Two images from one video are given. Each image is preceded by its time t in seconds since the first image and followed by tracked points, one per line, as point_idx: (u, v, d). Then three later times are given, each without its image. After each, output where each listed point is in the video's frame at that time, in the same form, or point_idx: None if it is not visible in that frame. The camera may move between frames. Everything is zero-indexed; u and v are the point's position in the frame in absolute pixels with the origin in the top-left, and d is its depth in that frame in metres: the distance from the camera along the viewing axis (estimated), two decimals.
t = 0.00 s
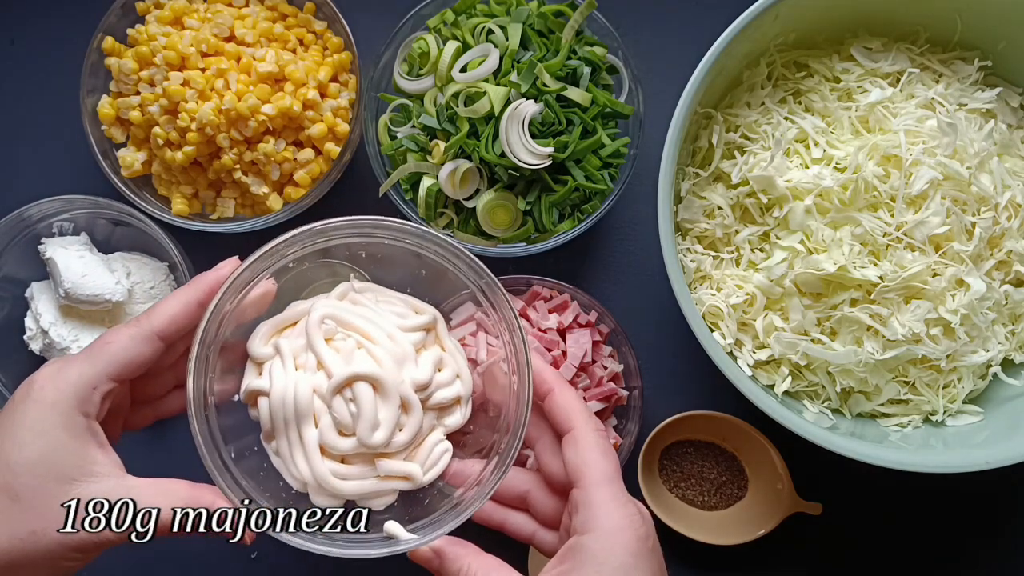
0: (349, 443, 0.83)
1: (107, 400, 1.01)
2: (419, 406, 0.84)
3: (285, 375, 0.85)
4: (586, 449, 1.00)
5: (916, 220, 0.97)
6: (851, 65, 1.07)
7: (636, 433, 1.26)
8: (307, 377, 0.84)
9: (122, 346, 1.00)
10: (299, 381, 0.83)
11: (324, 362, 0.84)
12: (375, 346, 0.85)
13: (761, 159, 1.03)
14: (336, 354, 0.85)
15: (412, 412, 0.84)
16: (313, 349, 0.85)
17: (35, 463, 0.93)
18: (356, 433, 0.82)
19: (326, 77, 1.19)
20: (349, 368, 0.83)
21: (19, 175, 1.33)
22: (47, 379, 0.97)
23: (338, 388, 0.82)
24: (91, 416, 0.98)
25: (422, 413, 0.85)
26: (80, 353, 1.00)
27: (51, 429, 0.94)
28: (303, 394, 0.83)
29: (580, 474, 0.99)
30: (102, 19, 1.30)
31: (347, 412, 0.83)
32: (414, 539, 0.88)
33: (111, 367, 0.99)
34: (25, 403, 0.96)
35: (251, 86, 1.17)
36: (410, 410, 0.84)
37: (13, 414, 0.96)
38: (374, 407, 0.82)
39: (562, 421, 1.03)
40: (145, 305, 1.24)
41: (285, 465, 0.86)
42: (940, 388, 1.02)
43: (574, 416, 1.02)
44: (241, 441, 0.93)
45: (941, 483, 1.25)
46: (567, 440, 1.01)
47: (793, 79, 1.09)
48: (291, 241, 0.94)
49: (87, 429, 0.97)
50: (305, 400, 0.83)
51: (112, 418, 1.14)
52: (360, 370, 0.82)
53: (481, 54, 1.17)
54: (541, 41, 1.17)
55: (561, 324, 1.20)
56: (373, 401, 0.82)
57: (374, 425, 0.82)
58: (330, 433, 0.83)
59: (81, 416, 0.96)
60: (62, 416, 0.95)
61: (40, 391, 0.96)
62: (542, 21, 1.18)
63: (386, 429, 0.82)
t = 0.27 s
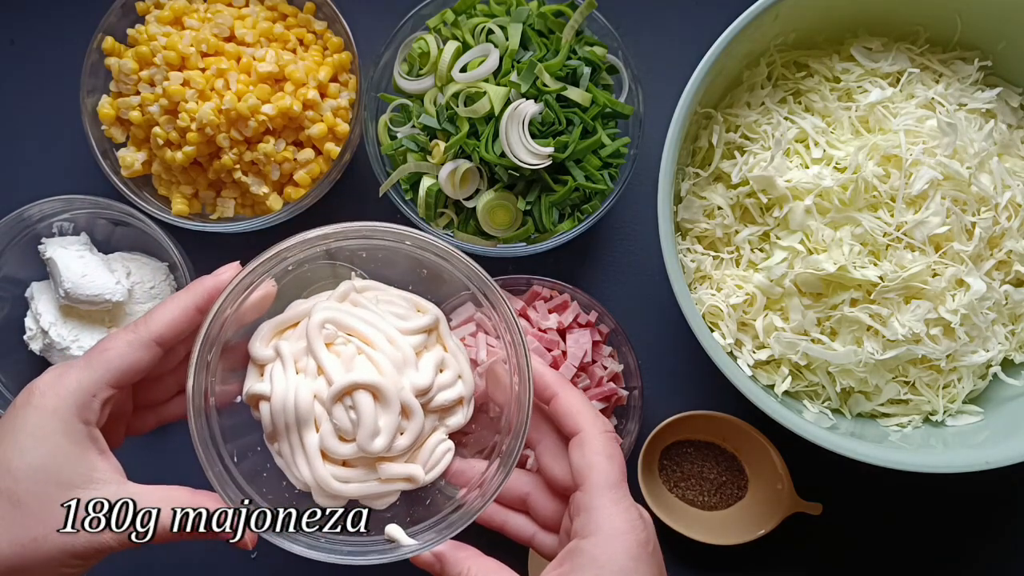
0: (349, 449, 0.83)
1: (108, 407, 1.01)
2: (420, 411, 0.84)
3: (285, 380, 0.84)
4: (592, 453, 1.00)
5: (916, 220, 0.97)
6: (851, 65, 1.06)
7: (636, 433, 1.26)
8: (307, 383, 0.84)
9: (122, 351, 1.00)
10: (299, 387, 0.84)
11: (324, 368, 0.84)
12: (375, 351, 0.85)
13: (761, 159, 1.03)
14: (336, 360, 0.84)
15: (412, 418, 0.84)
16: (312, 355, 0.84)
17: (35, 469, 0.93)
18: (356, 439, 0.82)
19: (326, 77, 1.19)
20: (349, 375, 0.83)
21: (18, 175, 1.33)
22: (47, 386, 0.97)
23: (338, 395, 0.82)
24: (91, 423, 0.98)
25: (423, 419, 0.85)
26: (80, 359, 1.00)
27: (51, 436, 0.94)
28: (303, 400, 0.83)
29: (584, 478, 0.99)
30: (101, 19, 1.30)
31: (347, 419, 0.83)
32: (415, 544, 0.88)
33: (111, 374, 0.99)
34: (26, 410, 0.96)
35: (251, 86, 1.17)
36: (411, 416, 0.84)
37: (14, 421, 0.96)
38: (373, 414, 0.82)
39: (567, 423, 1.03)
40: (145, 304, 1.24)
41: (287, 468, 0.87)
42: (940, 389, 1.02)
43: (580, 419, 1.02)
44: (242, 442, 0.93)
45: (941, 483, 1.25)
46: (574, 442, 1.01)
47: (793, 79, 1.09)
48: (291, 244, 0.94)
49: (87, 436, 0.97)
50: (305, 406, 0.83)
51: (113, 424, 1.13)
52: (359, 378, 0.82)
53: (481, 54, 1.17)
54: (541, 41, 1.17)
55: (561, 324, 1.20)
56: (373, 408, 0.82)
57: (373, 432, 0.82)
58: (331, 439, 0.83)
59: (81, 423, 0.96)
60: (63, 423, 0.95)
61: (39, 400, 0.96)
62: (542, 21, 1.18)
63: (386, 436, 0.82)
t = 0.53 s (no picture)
0: (348, 450, 0.83)
1: (105, 407, 1.02)
2: (418, 412, 0.84)
3: (284, 381, 0.84)
4: (590, 454, 0.99)
5: (916, 220, 0.97)
6: (851, 65, 1.07)
7: (636, 433, 1.25)
8: (306, 383, 0.84)
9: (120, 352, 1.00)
10: (298, 387, 0.83)
11: (322, 368, 0.83)
12: (373, 351, 0.85)
13: (761, 159, 1.03)
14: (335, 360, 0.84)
15: (410, 418, 0.84)
16: (311, 355, 0.84)
17: (33, 471, 0.93)
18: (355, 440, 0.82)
19: (326, 77, 1.19)
20: (347, 375, 0.82)
21: (18, 175, 1.33)
22: (45, 387, 0.97)
23: (336, 395, 0.82)
24: (89, 424, 0.98)
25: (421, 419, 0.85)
26: (78, 361, 1.00)
27: (49, 439, 0.94)
28: (301, 401, 0.83)
29: (582, 479, 0.99)
30: (101, 19, 1.30)
31: (346, 419, 0.83)
32: (414, 545, 0.88)
33: (108, 375, 0.99)
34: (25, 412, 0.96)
35: (251, 86, 1.17)
36: (409, 416, 0.84)
37: (11, 422, 0.96)
38: (372, 415, 0.82)
39: (566, 424, 1.03)
40: (145, 304, 1.24)
41: (285, 468, 0.87)
42: (940, 389, 1.02)
43: (579, 420, 1.02)
44: (240, 442, 0.93)
45: (941, 483, 1.24)
46: (573, 443, 1.01)
47: (793, 79, 1.09)
48: (289, 245, 0.94)
49: (85, 437, 0.97)
50: (303, 406, 0.83)
51: (110, 425, 1.13)
52: (357, 378, 0.82)
53: (481, 54, 1.17)
54: (541, 41, 1.17)
55: (561, 324, 1.20)
56: (371, 409, 0.82)
57: (372, 432, 0.82)
58: (329, 439, 0.83)
59: (78, 424, 0.97)
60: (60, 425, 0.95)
61: (36, 401, 0.96)
62: (542, 21, 1.18)
63: (385, 437, 0.82)
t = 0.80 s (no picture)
0: (342, 443, 0.83)
1: (99, 400, 1.02)
2: (413, 405, 0.84)
3: (278, 376, 0.85)
4: (580, 449, 1.00)
5: (916, 220, 0.97)
6: (851, 65, 1.07)
7: (636, 433, 1.25)
8: (300, 377, 0.84)
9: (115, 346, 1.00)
10: (292, 382, 0.84)
11: (316, 362, 0.84)
12: (368, 345, 0.85)
13: (761, 160, 1.03)
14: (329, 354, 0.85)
15: (405, 411, 0.84)
16: (305, 350, 0.85)
17: (33, 471, 0.93)
18: (349, 432, 0.82)
19: (326, 77, 1.19)
20: (341, 367, 0.83)
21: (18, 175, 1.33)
22: (39, 381, 0.97)
23: (331, 388, 0.83)
24: (82, 417, 0.98)
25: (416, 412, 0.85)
26: (72, 355, 1.00)
27: (43, 431, 0.94)
28: (295, 395, 0.83)
29: (575, 474, 0.99)
30: (101, 19, 1.29)
31: (340, 412, 0.83)
32: (409, 538, 0.88)
33: (103, 368, 0.99)
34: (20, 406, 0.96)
35: (251, 86, 1.17)
36: (404, 409, 0.84)
37: (6, 415, 0.96)
38: (366, 406, 0.82)
39: (553, 421, 1.03)
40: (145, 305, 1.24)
41: (279, 467, 0.86)
42: (940, 389, 1.02)
43: (566, 416, 1.02)
44: (234, 444, 0.93)
45: (941, 483, 1.25)
46: (560, 440, 1.01)
47: (793, 79, 1.09)
48: (282, 242, 0.94)
49: (79, 430, 0.97)
50: (297, 400, 0.83)
51: (103, 418, 1.14)
52: (352, 368, 0.82)
53: (481, 54, 1.17)
54: (541, 41, 1.17)
55: (561, 324, 1.20)
56: (366, 400, 0.82)
57: (366, 424, 0.82)
58: (324, 433, 0.83)
59: (73, 417, 0.97)
60: (55, 418, 0.95)
61: (30, 394, 0.96)
62: (542, 21, 1.18)
63: (379, 428, 0.82)
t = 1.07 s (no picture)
0: (340, 434, 0.83)
1: (96, 393, 1.02)
2: (411, 396, 0.84)
3: (276, 368, 0.85)
4: (572, 444, 1.00)
5: (916, 220, 0.97)
6: (851, 65, 1.07)
7: (636, 433, 1.25)
8: (298, 368, 0.84)
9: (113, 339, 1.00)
10: (289, 373, 0.84)
11: (314, 353, 0.84)
12: (365, 336, 0.85)
13: (761, 159, 1.03)
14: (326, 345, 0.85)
15: (403, 401, 0.84)
16: (302, 341, 0.85)
17: (33, 469, 0.93)
18: (347, 423, 0.82)
19: (326, 77, 1.19)
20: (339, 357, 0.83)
21: (18, 175, 1.33)
22: (37, 372, 0.97)
23: (329, 377, 0.83)
24: (79, 410, 0.98)
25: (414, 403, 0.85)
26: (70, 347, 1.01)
27: (41, 423, 0.94)
28: (292, 386, 0.83)
29: (569, 469, 0.99)
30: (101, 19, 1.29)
31: (338, 403, 0.83)
32: (407, 528, 0.88)
33: (100, 361, 1.00)
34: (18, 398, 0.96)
35: (251, 86, 1.17)
36: (401, 400, 0.84)
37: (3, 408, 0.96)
38: (364, 395, 0.82)
39: (542, 416, 1.02)
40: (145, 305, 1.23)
41: (277, 462, 0.87)
42: (940, 389, 1.02)
43: (556, 412, 1.02)
44: (232, 440, 0.93)
45: (940, 483, 1.25)
46: (551, 436, 1.01)
47: (793, 79, 1.09)
48: (275, 234, 0.94)
49: (76, 423, 0.97)
50: (295, 391, 0.83)
51: (100, 410, 1.13)
52: (349, 358, 0.82)
53: (481, 54, 1.17)
54: (541, 41, 1.17)
55: (561, 324, 1.20)
56: (363, 390, 0.82)
57: (364, 413, 0.82)
58: (321, 425, 0.83)
59: (69, 410, 0.96)
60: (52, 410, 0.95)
61: (27, 386, 0.96)
62: (542, 21, 1.18)
63: (377, 418, 0.82)
